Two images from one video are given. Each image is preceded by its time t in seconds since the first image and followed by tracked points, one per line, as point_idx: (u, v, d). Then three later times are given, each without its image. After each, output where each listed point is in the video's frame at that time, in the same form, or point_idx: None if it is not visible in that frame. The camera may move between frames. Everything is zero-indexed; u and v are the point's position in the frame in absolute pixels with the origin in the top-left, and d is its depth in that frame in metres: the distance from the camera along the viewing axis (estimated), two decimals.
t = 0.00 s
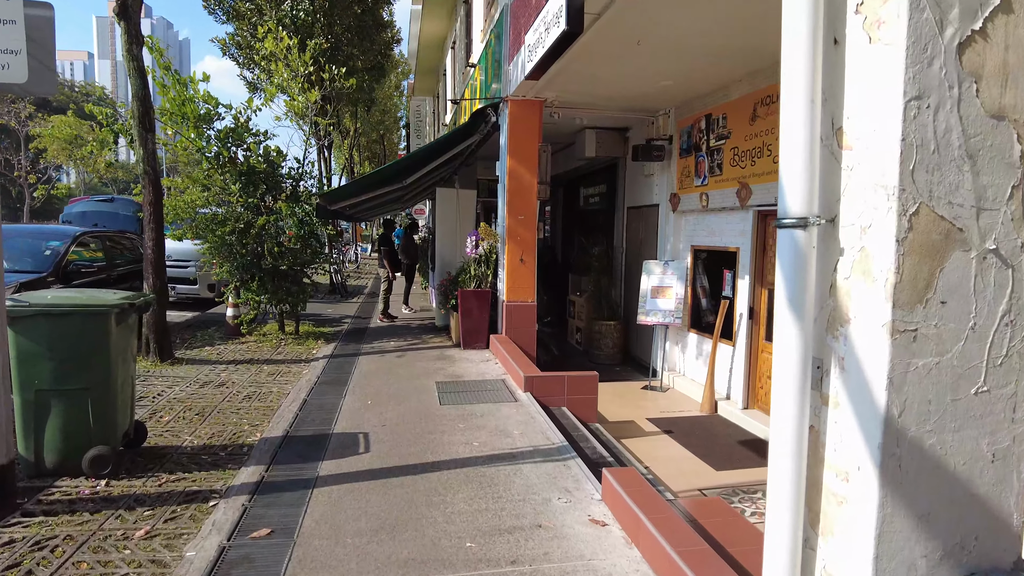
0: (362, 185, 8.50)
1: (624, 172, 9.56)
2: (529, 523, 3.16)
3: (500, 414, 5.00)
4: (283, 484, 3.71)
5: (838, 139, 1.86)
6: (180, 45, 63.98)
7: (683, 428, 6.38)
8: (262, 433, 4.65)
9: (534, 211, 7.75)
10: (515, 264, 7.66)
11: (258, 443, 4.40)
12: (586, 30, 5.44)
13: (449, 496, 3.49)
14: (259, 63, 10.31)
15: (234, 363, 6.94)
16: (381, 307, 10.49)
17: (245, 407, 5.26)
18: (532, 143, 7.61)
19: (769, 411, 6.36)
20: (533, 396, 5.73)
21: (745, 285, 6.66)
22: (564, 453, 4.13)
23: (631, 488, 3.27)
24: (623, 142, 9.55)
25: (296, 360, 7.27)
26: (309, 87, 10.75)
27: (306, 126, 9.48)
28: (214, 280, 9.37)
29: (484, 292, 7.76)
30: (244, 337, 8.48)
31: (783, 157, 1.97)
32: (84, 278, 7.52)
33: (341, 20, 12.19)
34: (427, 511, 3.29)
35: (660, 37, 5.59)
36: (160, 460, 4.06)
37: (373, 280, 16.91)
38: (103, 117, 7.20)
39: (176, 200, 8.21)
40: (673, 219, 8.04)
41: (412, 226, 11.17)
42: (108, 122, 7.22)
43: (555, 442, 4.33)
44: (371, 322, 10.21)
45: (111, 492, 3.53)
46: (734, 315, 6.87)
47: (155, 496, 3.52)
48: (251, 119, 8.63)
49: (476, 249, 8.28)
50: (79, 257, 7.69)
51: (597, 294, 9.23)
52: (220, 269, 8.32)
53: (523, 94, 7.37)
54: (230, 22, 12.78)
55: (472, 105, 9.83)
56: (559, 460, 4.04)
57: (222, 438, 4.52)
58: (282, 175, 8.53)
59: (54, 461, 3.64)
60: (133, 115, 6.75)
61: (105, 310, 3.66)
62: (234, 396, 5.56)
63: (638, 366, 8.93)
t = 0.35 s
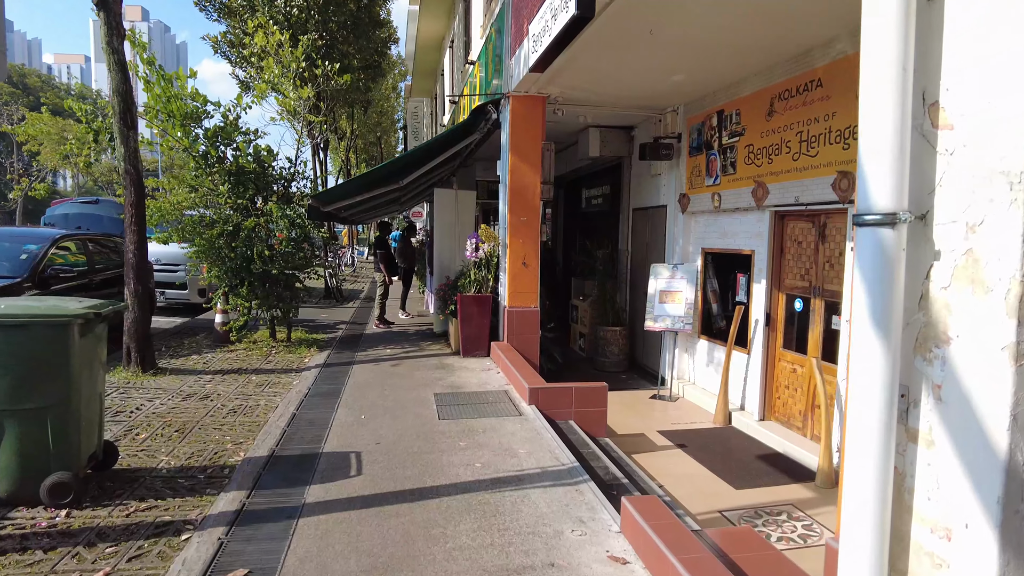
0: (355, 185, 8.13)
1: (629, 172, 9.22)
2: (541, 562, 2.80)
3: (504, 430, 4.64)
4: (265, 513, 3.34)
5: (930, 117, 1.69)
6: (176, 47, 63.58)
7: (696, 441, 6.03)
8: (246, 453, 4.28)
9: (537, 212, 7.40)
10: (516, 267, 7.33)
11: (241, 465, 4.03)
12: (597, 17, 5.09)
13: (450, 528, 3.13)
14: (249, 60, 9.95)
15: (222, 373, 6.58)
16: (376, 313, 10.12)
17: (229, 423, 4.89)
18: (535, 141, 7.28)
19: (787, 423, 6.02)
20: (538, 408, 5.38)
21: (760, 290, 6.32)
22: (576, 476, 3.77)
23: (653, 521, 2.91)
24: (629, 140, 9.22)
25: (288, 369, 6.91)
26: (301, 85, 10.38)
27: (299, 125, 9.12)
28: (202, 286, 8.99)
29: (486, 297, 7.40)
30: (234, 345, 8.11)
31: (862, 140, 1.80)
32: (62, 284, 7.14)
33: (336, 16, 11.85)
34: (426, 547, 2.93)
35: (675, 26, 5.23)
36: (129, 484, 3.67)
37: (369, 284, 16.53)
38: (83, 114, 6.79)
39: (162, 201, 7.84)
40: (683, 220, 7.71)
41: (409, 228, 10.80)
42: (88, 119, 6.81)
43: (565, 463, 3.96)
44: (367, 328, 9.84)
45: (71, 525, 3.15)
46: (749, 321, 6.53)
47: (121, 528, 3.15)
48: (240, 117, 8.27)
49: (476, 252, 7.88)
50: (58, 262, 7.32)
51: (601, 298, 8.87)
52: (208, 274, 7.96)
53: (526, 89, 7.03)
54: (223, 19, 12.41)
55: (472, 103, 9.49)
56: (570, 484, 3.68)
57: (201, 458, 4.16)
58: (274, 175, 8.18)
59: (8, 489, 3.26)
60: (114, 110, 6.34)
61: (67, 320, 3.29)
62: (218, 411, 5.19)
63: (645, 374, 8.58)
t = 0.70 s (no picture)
0: (344, 186, 7.72)
1: (631, 173, 8.88)
2: None
3: (505, 453, 4.26)
4: (237, 557, 2.95)
5: None
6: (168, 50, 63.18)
7: (709, 459, 5.66)
8: (221, 482, 3.88)
9: (537, 214, 7.02)
10: (515, 272, 6.96)
11: (214, 496, 3.64)
12: (602, 5, 4.71)
13: None
14: (235, 57, 9.54)
15: (203, 387, 6.18)
16: (369, 320, 9.73)
17: (204, 446, 4.49)
18: (534, 140, 6.91)
19: (805, 437, 5.66)
20: (541, 426, 5.00)
21: (775, 296, 5.95)
22: (586, 509, 3.39)
23: (681, 571, 2.51)
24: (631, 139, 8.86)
25: (273, 383, 6.51)
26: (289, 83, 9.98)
27: (286, 123, 8.73)
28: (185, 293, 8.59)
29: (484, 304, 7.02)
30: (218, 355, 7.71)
31: (986, 124, 1.48)
32: (33, 294, 6.74)
33: (325, 12, 11.45)
34: None
35: (685, 15, 4.86)
36: (84, 523, 3.26)
37: (363, 289, 16.13)
38: (53, 113, 6.39)
39: (140, 204, 7.44)
40: (690, 222, 7.35)
41: (403, 231, 10.41)
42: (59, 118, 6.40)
43: (574, 494, 3.58)
44: (359, 336, 9.45)
45: None
46: (762, 329, 6.17)
47: None
48: (224, 116, 7.87)
49: (473, 257, 7.43)
50: (28, 269, 6.91)
51: (603, 304, 8.51)
52: (191, 281, 7.56)
53: (524, 84, 6.66)
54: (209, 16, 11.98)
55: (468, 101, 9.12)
56: (580, 519, 3.30)
57: (170, 488, 3.76)
58: (260, 178, 7.80)
59: None
60: (85, 108, 5.91)
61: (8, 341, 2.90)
62: (194, 432, 4.79)
63: (649, 383, 8.22)
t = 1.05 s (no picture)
0: (339, 183, 7.31)
1: (639, 169, 8.50)
2: None
3: (513, 473, 3.88)
4: None
5: None
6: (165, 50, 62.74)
7: (729, 474, 5.28)
8: (197, 508, 3.49)
9: (543, 211, 6.64)
10: (519, 273, 6.59)
11: (188, 525, 3.24)
12: None
13: None
14: (225, 50, 9.14)
15: (187, 397, 5.78)
16: (365, 323, 9.34)
17: (182, 464, 4.10)
18: (540, 134, 6.52)
19: (831, 450, 5.29)
20: (549, 441, 4.62)
21: (798, 299, 5.58)
22: (607, 542, 3.01)
23: None
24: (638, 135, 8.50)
25: (262, 392, 6.12)
26: (281, 78, 9.57)
27: (279, 118, 8.35)
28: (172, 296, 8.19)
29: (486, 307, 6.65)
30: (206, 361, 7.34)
31: None
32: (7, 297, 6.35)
33: (320, 3, 11.04)
34: None
35: None
36: (37, 559, 2.88)
37: (360, 291, 15.73)
38: (27, 105, 5.99)
39: (123, 202, 7.04)
40: (704, 220, 6.98)
41: (401, 231, 9.97)
42: (34, 111, 6.00)
43: (593, 523, 3.21)
44: (355, 340, 9.06)
45: None
46: (783, 334, 5.79)
47: None
48: (213, 109, 7.48)
49: (474, 258, 7.02)
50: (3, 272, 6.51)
51: (611, 308, 8.13)
52: (177, 283, 7.17)
53: (529, 74, 6.28)
54: (200, 8, 11.58)
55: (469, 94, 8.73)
56: (600, 553, 2.92)
57: (140, 515, 3.37)
58: (250, 174, 7.42)
59: None
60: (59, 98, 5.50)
61: None
62: (173, 447, 4.40)
63: (661, 391, 7.84)
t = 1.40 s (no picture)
0: (333, 180, 6.88)
1: (650, 167, 8.12)
2: None
3: (523, 501, 3.48)
4: None
5: None
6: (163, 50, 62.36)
7: (754, 496, 4.87)
8: (167, 544, 3.08)
9: (550, 210, 6.24)
10: (524, 277, 6.19)
11: (154, 566, 2.84)
12: None
13: None
14: (216, 42, 8.75)
15: (169, 410, 5.38)
16: (362, 329, 8.94)
17: (155, 489, 3.69)
18: (548, 128, 6.12)
19: (863, 469, 4.89)
20: (561, 461, 4.22)
21: (828, 305, 5.17)
22: None
23: None
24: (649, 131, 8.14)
25: (251, 405, 5.71)
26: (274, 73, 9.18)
27: (272, 114, 7.95)
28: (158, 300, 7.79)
29: (490, 312, 6.27)
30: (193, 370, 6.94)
31: None
32: None
33: None
34: None
35: None
36: None
37: (358, 294, 15.32)
38: None
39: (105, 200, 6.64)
40: (721, 221, 6.61)
41: (400, 232, 9.58)
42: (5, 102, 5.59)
43: (618, 564, 2.81)
44: (351, 347, 8.66)
45: None
46: (810, 342, 5.38)
47: None
48: (201, 102, 7.08)
49: (476, 261, 6.52)
50: None
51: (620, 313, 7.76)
52: (163, 287, 6.78)
53: (537, 64, 5.88)
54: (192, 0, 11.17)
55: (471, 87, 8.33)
56: None
57: (100, 553, 2.96)
58: (240, 173, 7.02)
59: None
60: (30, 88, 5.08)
61: None
62: (146, 469, 3.99)
63: (674, 402, 7.47)
